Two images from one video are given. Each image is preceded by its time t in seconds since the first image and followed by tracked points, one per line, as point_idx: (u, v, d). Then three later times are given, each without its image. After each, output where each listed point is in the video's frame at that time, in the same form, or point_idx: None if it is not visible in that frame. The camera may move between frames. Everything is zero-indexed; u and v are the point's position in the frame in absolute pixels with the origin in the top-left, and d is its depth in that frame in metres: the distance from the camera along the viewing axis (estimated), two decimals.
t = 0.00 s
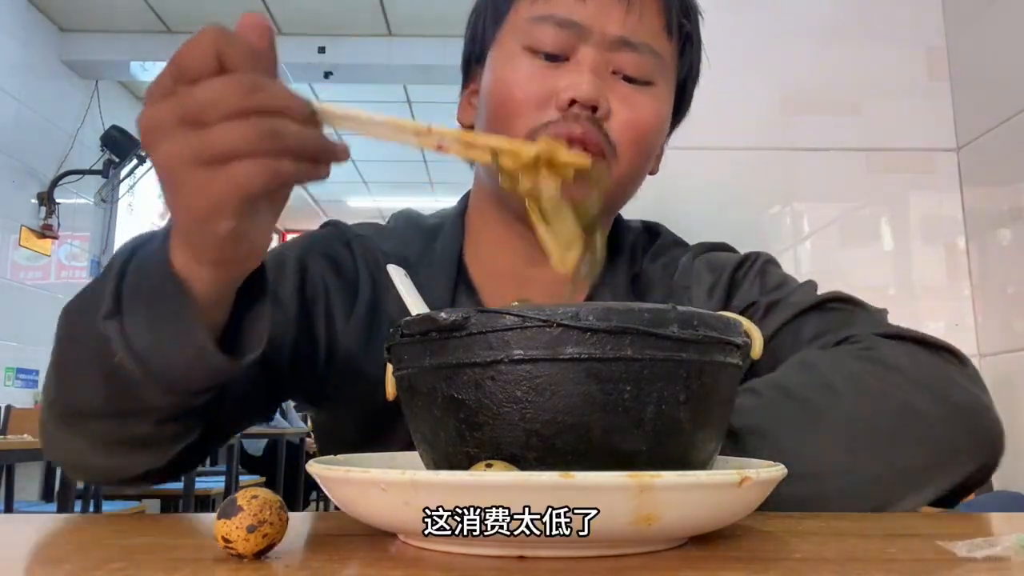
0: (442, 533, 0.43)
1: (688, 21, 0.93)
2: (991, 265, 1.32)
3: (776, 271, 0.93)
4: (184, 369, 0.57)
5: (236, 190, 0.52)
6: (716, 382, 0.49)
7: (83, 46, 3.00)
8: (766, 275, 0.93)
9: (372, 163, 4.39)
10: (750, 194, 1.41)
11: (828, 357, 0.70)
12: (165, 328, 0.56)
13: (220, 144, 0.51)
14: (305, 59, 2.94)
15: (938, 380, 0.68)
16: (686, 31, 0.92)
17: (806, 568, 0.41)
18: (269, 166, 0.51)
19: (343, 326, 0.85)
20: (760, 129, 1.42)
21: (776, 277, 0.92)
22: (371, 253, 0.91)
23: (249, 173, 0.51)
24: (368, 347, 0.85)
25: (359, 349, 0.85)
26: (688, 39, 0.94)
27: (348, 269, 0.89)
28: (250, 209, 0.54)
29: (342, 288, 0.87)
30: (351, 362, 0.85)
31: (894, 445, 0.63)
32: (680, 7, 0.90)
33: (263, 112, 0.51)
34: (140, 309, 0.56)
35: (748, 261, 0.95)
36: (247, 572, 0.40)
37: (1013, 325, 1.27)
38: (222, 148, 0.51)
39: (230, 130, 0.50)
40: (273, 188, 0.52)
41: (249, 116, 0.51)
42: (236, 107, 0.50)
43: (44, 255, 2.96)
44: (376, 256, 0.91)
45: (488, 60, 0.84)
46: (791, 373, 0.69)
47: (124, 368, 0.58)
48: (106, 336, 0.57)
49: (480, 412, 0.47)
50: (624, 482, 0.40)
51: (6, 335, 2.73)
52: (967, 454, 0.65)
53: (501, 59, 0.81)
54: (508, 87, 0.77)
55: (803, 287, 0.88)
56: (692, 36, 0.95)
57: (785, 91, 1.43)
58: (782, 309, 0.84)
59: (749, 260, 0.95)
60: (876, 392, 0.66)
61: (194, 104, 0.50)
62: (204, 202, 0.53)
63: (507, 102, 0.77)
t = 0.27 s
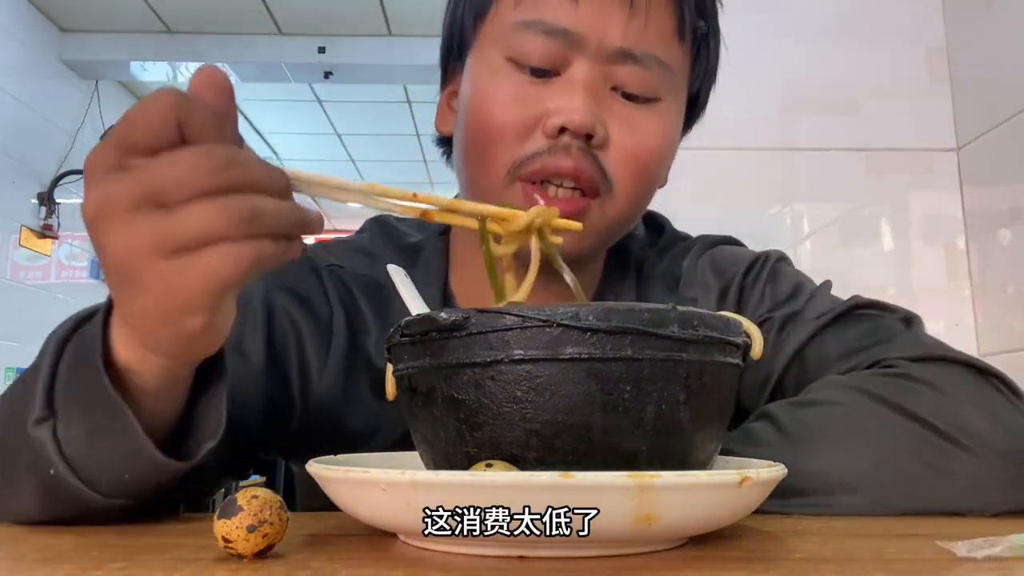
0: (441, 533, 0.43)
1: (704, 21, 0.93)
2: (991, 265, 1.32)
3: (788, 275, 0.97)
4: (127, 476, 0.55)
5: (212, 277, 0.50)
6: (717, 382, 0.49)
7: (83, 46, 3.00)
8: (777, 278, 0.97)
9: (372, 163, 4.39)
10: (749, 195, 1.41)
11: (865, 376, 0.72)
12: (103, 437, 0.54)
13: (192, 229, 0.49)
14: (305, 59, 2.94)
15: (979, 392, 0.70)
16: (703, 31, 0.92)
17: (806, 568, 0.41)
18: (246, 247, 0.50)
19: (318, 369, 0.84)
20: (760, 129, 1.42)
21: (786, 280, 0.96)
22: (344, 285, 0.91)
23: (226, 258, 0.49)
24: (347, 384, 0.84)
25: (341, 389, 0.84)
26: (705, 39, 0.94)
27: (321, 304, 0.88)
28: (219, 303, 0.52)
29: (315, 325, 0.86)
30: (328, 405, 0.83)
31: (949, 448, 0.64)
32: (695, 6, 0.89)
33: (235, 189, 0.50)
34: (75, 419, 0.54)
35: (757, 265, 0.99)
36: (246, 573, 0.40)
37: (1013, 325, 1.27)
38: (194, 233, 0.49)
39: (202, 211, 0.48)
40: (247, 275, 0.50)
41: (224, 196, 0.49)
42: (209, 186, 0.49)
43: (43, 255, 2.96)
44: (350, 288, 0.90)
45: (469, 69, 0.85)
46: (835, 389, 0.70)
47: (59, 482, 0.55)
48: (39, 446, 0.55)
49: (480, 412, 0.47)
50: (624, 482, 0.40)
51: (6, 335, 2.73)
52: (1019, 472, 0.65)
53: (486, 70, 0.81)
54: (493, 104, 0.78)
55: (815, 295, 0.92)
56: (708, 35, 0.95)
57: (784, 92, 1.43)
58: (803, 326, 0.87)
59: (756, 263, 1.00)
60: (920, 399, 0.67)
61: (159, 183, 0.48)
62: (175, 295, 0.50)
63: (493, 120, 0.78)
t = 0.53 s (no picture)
0: (441, 533, 0.43)
1: (693, 38, 0.92)
2: (991, 265, 1.32)
3: (781, 280, 0.97)
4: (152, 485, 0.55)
5: (231, 325, 0.51)
6: (717, 383, 0.49)
7: (84, 46, 3.00)
8: (770, 284, 0.97)
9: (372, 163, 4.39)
10: (749, 195, 1.41)
11: (877, 376, 0.72)
12: (128, 444, 0.54)
13: (211, 280, 0.50)
14: (305, 59, 2.94)
15: (982, 393, 0.70)
16: (693, 48, 0.92)
17: (806, 568, 0.41)
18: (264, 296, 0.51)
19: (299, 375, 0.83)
20: (759, 129, 1.42)
21: (780, 285, 0.96)
22: (326, 292, 0.91)
23: (244, 307, 0.51)
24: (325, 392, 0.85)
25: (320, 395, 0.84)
26: (696, 57, 0.94)
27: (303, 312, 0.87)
28: (235, 346, 0.53)
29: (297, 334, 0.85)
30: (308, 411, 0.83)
31: (953, 452, 0.64)
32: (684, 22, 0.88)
33: (259, 242, 0.50)
34: (99, 427, 0.54)
35: (751, 271, 1.00)
36: (246, 573, 0.40)
37: (1013, 325, 1.27)
38: (213, 283, 0.50)
39: (224, 261, 0.50)
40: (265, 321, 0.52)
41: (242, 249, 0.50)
42: (229, 238, 0.50)
43: (44, 255, 2.96)
44: (332, 295, 0.91)
45: (444, 86, 0.84)
46: (839, 389, 0.70)
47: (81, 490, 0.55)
48: (60, 455, 0.55)
49: (480, 412, 0.47)
50: (624, 482, 0.40)
51: (6, 335, 2.73)
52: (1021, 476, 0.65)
53: (460, 91, 0.80)
54: (466, 131, 0.77)
55: (811, 300, 0.92)
56: (700, 51, 0.95)
57: (784, 92, 1.43)
58: (805, 332, 0.87)
59: (750, 267, 1.00)
60: (926, 401, 0.68)
61: (183, 234, 0.49)
62: (193, 341, 0.52)
63: (466, 146, 0.77)
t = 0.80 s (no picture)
0: (441, 533, 0.43)
1: (694, 75, 0.93)
2: (991, 265, 1.32)
3: (777, 283, 0.97)
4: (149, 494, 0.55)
5: (230, 354, 0.51)
6: (717, 383, 0.49)
7: (84, 46, 3.00)
8: (765, 287, 0.97)
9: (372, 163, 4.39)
10: (749, 195, 1.41)
11: (877, 376, 0.72)
12: (125, 450, 0.54)
13: (216, 308, 0.50)
14: (305, 59, 2.94)
15: (983, 394, 0.71)
16: (693, 87, 0.92)
17: (806, 567, 0.41)
18: (268, 327, 0.51)
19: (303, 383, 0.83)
20: (759, 129, 1.42)
21: (775, 288, 0.96)
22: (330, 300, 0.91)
23: (245, 337, 0.51)
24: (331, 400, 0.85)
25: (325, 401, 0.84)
26: (696, 95, 0.93)
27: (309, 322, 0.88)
28: (233, 373, 0.53)
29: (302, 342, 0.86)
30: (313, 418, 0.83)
31: (954, 452, 0.64)
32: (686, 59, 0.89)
33: (267, 274, 0.51)
34: (96, 432, 0.54)
35: (746, 276, 1.00)
36: (246, 573, 0.40)
37: (1013, 325, 1.27)
38: (218, 311, 0.50)
39: (232, 291, 0.50)
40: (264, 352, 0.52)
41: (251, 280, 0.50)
42: (241, 268, 0.50)
43: (44, 255, 2.96)
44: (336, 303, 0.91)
45: (441, 121, 0.84)
46: (839, 390, 0.70)
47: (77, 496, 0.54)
48: (58, 461, 0.55)
49: (480, 412, 0.47)
50: (625, 482, 0.40)
51: (5, 335, 2.73)
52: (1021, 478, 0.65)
53: (457, 128, 0.80)
54: (464, 172, 0.77)
55: (807, 303, 0.92)
56: (700, 91, 0.94)
57: (784, 93, 1.43)
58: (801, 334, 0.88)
59: (745, 273, 1.01)
60: (927, 402, 0.68)
61: (194, 261, 0.49)
62: (190, 367, 0.51)
63: (464, 185, 0.77)
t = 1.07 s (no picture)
0: (440, 534, 0.43)
1: (713, 96, 0.93)
2: (991, 265, 1.32)
3: (782, 284, 0.97)
4: (155, 471, 0.55)
5: (253, 322, 0.51)
6: (717, 383, 0.49)
7: (83, 47, 3.00)
8: (771, 288, 0.98)
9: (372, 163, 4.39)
10: (749, 195, 1.41)
11: (882, 376, 0.72)
12: (132, 431, 0.54)
13: (245, 277, 0.50)
14: (305, 59, 2.94)
15: (986, 394, 0.71)
16: (711, 107, 0.92)
17: (806, 568, 0.41)
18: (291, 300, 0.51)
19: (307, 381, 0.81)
20: (759, 129, 1.42)
21: (780, 289, 0.96)
22: (332, 302, 0.91)
23: (269, 308, 0.51)
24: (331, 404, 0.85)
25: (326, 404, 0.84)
26: (714, 115, 0.93)
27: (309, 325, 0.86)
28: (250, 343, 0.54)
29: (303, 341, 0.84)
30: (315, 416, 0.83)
31: (958, 452, 0.64)
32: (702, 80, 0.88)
33: (293, 249, 0.51)
34: (103, 412, 0.54)
35: (752, 277, 1.00)
36: (246, 573, 0.40)
37: (1013, 325, 1.27)
38: (247, 280, 0.50)
39: (262, 262, 0.50)
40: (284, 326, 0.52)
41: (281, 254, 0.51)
42: (271, 242, 0.50)
43: (44, 255, 2.96)
44: (339, 306, 0.91)
45: (455, 123, 0.84)
46: (842, 390, 0.70)
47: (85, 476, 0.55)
48: (65, 441, 0.55)
49: (480, 412, 0.47)
50: (624, 482, 0.40)
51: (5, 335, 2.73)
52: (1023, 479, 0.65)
53: (467, 134, 0.80)
54: (471, 178, 0.77)
55: (812, 304, 0.92)
56: (719, 111, 0.94)
57: (784, 93, 1.43)
58: (806, 335, 0.88)
59: (750, 273, 1.01)
60: (931, 402, 0.68)
61: (226, 231, 0.50)
62: (211, 333, 0.52)
63: (469, 190, 0.78)
